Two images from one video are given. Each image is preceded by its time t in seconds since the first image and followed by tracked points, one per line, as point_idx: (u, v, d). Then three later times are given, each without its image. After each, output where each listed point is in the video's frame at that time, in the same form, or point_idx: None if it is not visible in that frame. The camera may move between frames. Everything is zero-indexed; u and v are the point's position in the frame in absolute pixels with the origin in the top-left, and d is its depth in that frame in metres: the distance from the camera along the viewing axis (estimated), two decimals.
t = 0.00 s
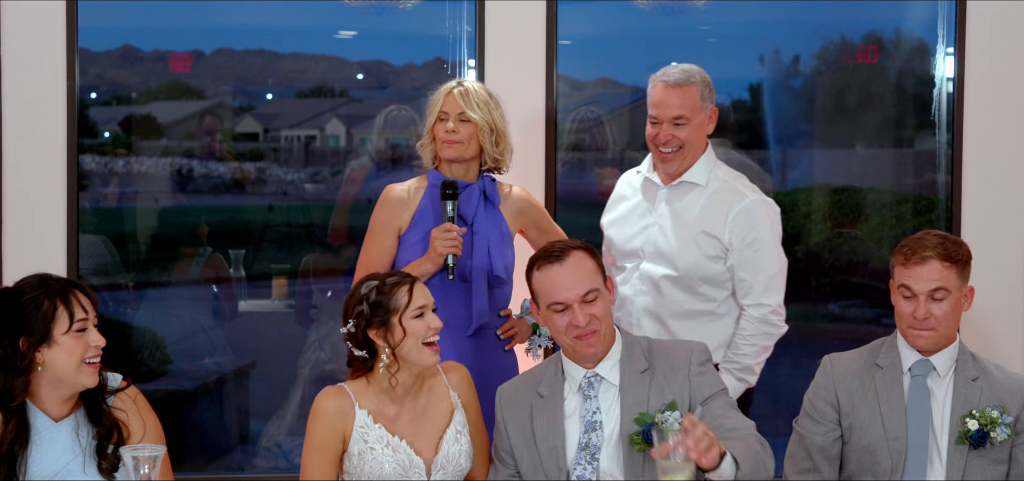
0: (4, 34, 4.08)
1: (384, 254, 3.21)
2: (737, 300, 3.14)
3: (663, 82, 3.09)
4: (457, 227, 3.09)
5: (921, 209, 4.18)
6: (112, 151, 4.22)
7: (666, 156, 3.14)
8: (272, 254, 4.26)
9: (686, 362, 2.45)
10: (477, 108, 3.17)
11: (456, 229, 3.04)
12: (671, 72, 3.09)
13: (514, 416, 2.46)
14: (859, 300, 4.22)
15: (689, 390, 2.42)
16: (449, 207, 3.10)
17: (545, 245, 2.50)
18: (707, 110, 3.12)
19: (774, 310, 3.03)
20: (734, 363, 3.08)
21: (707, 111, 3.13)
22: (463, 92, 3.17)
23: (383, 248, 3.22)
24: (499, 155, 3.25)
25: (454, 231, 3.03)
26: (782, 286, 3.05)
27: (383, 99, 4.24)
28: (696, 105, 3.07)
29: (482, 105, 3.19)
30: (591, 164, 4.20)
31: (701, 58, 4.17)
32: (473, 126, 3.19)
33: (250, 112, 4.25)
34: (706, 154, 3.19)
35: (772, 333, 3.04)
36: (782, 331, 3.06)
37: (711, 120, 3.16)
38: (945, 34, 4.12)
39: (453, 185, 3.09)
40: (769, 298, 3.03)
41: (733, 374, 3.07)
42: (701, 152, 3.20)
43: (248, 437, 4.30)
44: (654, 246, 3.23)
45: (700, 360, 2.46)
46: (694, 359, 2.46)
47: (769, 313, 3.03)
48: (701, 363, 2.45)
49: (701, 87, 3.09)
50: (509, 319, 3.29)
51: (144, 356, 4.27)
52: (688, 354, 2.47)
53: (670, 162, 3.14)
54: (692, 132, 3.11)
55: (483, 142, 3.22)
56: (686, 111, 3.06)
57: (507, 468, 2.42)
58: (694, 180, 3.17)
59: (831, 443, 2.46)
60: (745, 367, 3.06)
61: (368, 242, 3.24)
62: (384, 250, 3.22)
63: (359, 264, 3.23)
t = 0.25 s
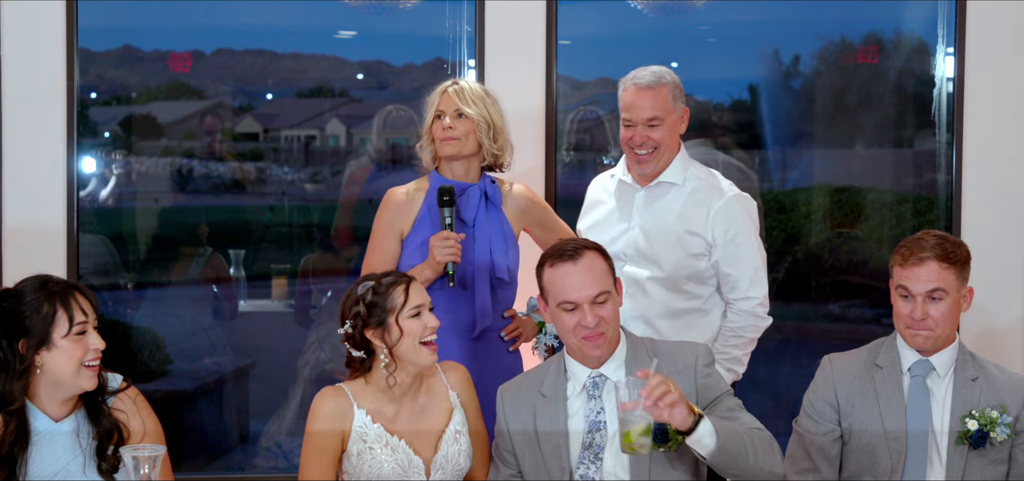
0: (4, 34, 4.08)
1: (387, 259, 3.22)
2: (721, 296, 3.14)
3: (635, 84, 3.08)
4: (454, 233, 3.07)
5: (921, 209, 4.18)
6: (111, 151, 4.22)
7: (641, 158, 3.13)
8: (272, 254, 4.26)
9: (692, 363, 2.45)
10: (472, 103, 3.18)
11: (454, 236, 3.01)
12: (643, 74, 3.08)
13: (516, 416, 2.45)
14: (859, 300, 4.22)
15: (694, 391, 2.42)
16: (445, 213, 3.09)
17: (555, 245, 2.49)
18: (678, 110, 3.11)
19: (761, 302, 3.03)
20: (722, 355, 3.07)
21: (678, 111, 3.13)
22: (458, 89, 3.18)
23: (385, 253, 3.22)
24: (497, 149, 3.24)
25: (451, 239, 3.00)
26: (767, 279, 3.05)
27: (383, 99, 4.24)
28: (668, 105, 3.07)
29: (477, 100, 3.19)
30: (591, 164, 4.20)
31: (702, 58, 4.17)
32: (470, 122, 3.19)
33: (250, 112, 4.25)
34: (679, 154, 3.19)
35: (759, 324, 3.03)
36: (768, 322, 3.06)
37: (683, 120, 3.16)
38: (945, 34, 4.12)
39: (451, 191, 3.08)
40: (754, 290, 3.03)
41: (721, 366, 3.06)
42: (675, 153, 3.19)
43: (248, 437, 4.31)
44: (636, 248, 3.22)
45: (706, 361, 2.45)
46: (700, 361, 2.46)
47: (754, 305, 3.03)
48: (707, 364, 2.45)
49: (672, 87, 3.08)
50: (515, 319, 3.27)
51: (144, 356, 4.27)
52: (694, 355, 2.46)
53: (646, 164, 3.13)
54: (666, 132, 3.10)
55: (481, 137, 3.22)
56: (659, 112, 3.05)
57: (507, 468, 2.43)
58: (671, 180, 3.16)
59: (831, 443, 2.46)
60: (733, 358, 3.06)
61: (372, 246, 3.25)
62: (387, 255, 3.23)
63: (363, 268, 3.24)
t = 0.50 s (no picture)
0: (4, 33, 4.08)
1: (391, 260, 3.21)
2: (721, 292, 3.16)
3: (624, 83, 3.05)
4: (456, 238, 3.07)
5: (921, 209, 4.18)
6: (111, 151, 4.22)
7: (632, 157, 3.10)
8: (272, 254, 4.26)
9: (693, 361, 2.45)
10: (473, 102, 3.16)
11: (456, 242, 3.03)
12: (630, 74, 3.06)
13: (517, 414, 2.45)
14: (859, 300, 4.22)
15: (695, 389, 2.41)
16: (448, 218, 3.07)
17: (571, 242, 2.47)
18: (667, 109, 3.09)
19: (765, 294, 3.04)
20: (728, 349, 3.06)
21: (667, 108, 3.10)
22: (459, 90, 3.16)
23: (390, 254, 3.21)
24: (500, 149, 3.23)
25: (453, 245, 3.02)
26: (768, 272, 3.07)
27: (383, 99, 4.24)
28: (658, 104, 3.04)
29: (478, 100, 3.18)
30: (592, 164, 4.20)
31: (702, 58, 4.17)
32: (471, 122, 3.18)
33: (250, 112, 4.24)
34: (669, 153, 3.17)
35: (763, 316, 3.03)
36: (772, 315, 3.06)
37: (671, 119, 3.14)
38: (945, 34, 4.12)
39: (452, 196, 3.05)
40: (758, 283, 3.04)
41: (727, 361, 3.05)
42: (665, 150, 3.16)
43: (248, 437, 4.30)
44: (632, 248, 3.22)
45: (706, 359, 2.45)
46: (701, 359, 2.46)
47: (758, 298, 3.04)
48: (707, 362, 2.45)
49: (660, 86, 3.06)
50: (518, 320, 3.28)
51: (144, 356, 4.27)
52: (695, 354, 2.46)
53: (637, 163, 3.10)
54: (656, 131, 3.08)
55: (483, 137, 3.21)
56: (649, 111, 3.02)
57: (509, 466, 2.43)
58: (664, 178, 3.17)
59: (831, 443, 2.46)
60: (740, 353, 3.05)
61: (376, 247, 3.24)
62: (392, 255, 3.21)
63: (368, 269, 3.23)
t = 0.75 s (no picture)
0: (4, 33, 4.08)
1: (394, 260, 3.21)
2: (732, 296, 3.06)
3: (640, 81, 3.01)
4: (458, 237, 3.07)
5: (921, 209, 4.18)
6: (111, 151, 4.22)
7: (647, 155, 3.06)
8: (272, 254, 4.26)
9: (693, 359, 2.45)
10: (475, 103, 3.16)
11: (459, 241, 3.04)
12: (647, 72, 3.01)
13: (518, 413, 2.45)
14: (859, 300, 4.22)
15: (695, 387, 2.41)
16: (450, 216, 3.06)
17: (578, 241, 2.47)
18: (685, 107, 3.04)
19: (772, 299, 2.92)
20: (734, 356, 2.95)
21: (685, 107, 3.06)
22: (461, 91, 3.16)
23: (393, 255, 3.22)
24: (503, 148, 3.23)
25: (455, 245, 3.03)
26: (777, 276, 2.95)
27: (383, 99, 4.24)
28: (675, 102, 3.00)
29: (480, 101, 3.17)
30: (592, 164, 4.21)
31: (702, 58, 4.18)
32: (473, 122, 3.17)
33: (250, 112, 4.24)
34: (686, 152, 3.12)
35: (771, 322, 2.92)
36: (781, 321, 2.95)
37: (689, 117, 3.09)
38: (945, 34, 4.12)
39: (454, 196, 3.04)
40: (765, 287, 2.92)
41: (734, 368, 2.94)
42: (683, 150, 3.12)
43: (248, 437, 4.30)
44: (644, 247, 3.14)
45: (707, 358, 2.45)
46: (702, 358, 2.45)
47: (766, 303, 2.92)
48: (708, 361, 2.45)
49: (678, 84, 3.01)
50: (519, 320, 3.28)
51: (144, 356, 4.27)
52: (696, 352, 2.46)
53: (653, 162, 3.07)
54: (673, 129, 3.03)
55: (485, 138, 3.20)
56: (665, 109, 2.98)
57: (510, 464, 2.42)
58: (678, 177, 3.09)
59: (832, 443, 2.46)
60: (747, 360, 2.94)
61: (379, 247, 3.24)
62: (395, 256, 3.22)
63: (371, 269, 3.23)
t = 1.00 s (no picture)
0: (4, 33, 4.08)
1: (394, 255, 3.21)
2: (746, 299, 3.00)
3: (660, 80, 2.97)
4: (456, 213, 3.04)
5: (921, 209, 4.18)
6: (111, 151, 4.22)
7: (665, 155, 3.03)
8: (272, 254, 4.26)
9: (694, 357, 2.45)
10: (478, 106, 3.15)
11: (457, 216, 2.99)
12: (668, 71, 2.97)
13: (519, 412, 2.45)
14: (859, 300, 4.22)
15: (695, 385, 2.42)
16: (443, 193, 3.07)
17: (580, 241, 2.47)
18: (706, 108, 3.00)
19: (788, 305, 2.87)
20: (748, 362, 2.89)
21: (707, 109, 3.01)
22: (465, 91, 3.15)
23: (393, 250, 3.21)
24: (503, 150, 3.23)
25: (453, 219, 2.98)
26: (793, 281, 2.89)
27: (383, 99, 4.24)
28: (695, 103, 2.95)
29: (484, 103, 3.16)
30: (592, 164, 4.21)
31: (701, 58, 4.18)
32: (475, 125, 3.16)
33: (250, 112, 4.25)
34: (707, 153, 3.07)
35: (785, 329, 2.88)
36: (795, 327, 2.91)
37: (710, 119, 3.05)
38: (945, 34, 4.12)
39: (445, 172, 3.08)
40: (781, 293, 2.87)
41: (747, 375, 2.88)
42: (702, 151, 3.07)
43: (248, 437, 4.30)
44: (659, 248, 3.11)
45: (708, 356, 2.45)
46: (702, 356, 2.46)
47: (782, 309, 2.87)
48: (709, 359, 2.45)
49: (699, 85, 2.96)
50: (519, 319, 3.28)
51: (144, 356, 4.27)
52: (697, 350, 2.46)
53: (670, 162, 3.04)
54: (692, 130, 2.99)
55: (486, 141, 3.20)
56: (684, 110, 2.94)
57: (511, 463, 2.42)
58: (695, 178, 3.05)
59: (831, 443, 2.45)
60: (760, 366, 2.88)
61: (380, 243, 3.24)
62: (395, 250, 3.21)
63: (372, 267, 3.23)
